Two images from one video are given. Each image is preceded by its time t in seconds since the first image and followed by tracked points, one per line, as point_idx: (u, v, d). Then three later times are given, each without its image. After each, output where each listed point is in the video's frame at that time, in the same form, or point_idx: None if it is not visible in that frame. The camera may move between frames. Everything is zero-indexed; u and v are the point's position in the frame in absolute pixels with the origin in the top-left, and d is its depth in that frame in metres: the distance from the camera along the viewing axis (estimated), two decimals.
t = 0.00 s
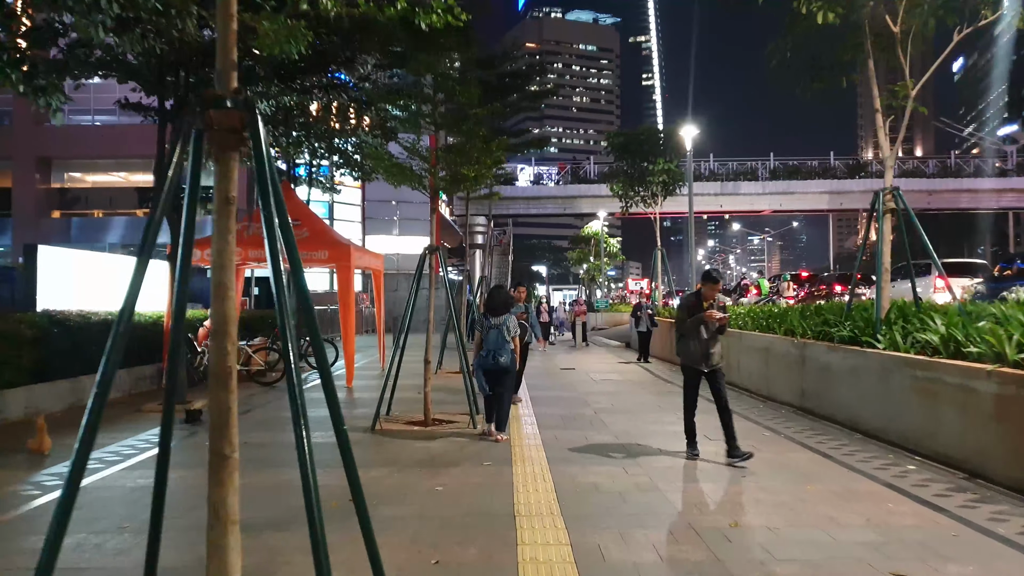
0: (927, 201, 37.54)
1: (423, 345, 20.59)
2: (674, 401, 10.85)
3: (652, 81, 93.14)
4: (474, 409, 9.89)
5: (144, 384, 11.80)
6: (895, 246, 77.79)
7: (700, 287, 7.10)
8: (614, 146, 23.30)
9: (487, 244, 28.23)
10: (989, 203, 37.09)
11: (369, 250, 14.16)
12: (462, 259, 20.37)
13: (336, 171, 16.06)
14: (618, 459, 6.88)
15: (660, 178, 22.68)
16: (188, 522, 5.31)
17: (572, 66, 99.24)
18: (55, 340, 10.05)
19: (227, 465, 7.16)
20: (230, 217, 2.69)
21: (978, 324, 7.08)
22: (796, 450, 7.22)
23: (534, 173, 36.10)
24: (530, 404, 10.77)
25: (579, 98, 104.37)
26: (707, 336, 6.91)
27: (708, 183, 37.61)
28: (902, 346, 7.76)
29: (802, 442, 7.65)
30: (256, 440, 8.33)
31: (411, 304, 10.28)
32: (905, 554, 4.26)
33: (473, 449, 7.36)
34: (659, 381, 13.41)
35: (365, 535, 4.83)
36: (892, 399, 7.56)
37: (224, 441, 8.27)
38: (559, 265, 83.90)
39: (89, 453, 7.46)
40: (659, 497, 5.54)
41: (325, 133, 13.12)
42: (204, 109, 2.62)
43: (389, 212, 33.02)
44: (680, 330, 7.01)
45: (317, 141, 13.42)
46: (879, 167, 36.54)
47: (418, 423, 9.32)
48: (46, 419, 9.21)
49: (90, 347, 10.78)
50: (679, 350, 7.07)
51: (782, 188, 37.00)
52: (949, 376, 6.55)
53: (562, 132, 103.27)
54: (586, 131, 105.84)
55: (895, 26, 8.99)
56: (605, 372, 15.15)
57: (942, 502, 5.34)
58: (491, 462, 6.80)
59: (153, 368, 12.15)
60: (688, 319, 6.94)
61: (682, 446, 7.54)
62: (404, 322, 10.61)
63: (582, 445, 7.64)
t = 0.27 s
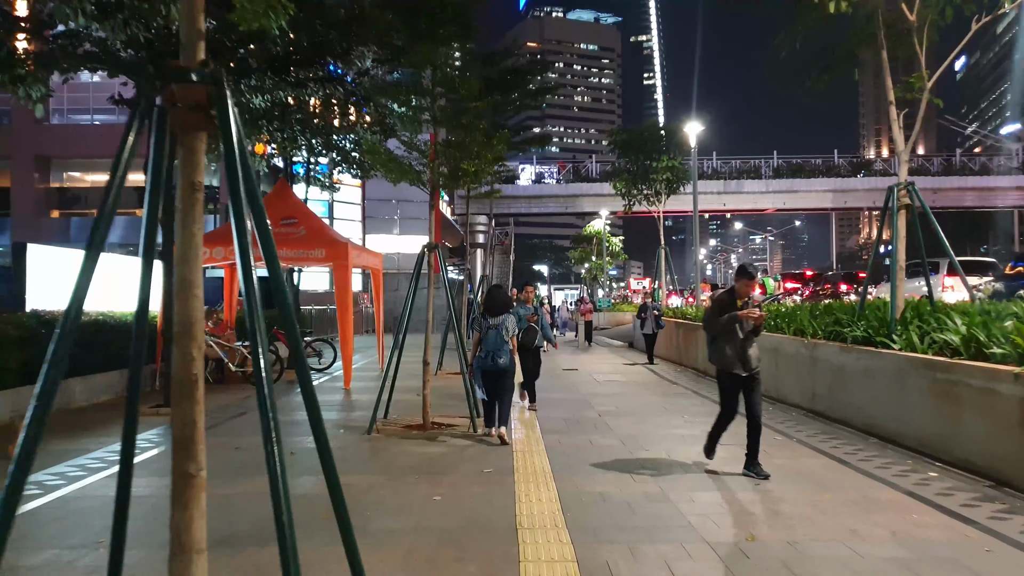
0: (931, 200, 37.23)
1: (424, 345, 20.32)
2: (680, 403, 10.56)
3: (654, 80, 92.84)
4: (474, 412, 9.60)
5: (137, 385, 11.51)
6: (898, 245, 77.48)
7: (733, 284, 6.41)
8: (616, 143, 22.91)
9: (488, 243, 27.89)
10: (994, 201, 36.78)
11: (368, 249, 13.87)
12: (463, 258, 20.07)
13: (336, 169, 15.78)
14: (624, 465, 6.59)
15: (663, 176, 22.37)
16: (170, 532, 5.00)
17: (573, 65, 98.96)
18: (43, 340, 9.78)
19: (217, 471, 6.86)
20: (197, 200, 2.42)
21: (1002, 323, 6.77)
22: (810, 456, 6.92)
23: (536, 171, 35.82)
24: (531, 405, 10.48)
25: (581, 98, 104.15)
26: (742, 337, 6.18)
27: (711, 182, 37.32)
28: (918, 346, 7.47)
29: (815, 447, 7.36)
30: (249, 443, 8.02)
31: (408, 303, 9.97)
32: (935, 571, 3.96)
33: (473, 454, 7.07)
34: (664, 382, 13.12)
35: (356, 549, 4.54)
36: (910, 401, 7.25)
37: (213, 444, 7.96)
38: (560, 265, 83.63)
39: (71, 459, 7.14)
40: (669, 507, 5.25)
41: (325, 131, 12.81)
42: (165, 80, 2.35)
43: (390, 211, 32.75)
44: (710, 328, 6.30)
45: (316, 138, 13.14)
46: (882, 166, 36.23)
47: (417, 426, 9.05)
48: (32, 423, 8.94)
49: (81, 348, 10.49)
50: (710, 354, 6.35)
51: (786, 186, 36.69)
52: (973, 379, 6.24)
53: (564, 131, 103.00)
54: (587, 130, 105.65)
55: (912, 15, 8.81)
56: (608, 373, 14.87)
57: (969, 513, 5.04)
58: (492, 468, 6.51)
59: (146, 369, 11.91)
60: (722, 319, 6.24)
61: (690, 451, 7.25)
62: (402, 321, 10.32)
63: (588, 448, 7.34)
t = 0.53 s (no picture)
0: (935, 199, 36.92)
1: (423, 345, 20.03)
2: (684, 404, 10.26)
3: (655, 80, 92.47)
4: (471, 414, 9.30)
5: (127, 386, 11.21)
6: (900, 244, 77.11)
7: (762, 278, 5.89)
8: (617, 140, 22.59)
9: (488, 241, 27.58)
10: (998, 200, 36.46)
11: (364, 247, 13.61)
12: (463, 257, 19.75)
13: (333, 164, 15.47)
14: (628, 469, 6.30)
15: (666, 172, 21.99)
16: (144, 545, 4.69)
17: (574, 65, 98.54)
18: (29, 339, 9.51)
19: (202, 475, 6.58)
20: (145, 173, 2.49)
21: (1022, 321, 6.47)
22: (822, 460, 6.62)
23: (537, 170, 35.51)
24: (530, 406, 10.18)
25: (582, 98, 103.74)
26: (773, 337, 5.70)
27: (714, 180, 37.00)
28: (933, 345, 7.19)
29: (825, 450, 7.08)
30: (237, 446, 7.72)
31: (404, 302, 9.68)
32: None
33: (469, 458, 6.78)
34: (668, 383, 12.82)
35: (343, 558, 4.27)
36: (924, 403, 6.96)
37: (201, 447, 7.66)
38: (561, 265, 83.20)
39: (50, 463, 6.85)
40: (676, 515, 4.96)
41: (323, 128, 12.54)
42: (110, 39, 2.45)
43: (389, 210, 32.44)
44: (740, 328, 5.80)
45: (312, 133, 12.84)
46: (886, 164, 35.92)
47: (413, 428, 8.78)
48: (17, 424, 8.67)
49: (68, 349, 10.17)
50: (739, 355, 5.85)
51: (788, 185, 36.37)
52: (994, 379, 5.94)
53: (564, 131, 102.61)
54: (589, 130, 105.23)
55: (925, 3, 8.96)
56: (610, 373, 14.58)
57: (994, 520, 4.75)
58: (489, 472, 6.22)
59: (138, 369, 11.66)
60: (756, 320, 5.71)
61: (697, 454, 6.95)
62: (398, 320, 10.03)
63: (589, 452, 7.05)
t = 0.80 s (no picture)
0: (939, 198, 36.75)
1: (421, 346, 19.72)
2: (688, 408, 9.93)
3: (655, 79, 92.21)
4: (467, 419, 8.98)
5: (116, 390, 10.81)
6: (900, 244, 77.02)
7: (793, 279, 5.12)
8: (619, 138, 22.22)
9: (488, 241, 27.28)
10: (1002, 199, 36.25)
11: (359, 246, 13.31)
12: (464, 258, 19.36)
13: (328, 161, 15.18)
14: (632, 479, 5.96)
15: (667, 170, 21.59)
16: (119, 560, 4.29)
17: (575, 65, 98.26)
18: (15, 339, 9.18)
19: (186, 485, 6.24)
20: (65, 148, 2.29)
21: None
22: (839, 468, 6.28)
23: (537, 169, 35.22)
24: (529, 410, 9.85)
25: (582, 97, 103.50)
26: (813, 346, 4.91)
27: (715, 179, 36.70)
28: (949, 347, 6.88)
29: (837, 456, 6.76)
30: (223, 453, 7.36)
31: (398, 302, 9.38)
32: None
33: (465, 466, 6.44)
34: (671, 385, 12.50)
35: None
36: (941, 409, 6.64)
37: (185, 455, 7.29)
38: (561, 264, 83.05)
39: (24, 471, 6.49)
40: (685, 530, 4.63)
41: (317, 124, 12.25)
42: None
43: (388, 209, 32.14)
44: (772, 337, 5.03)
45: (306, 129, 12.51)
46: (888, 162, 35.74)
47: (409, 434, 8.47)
48: None
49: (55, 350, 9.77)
50: (776, 370, 5.02)
51: (791, 183, 36.11)
52: (1018, 383, 5.64)
53: (565, 131, 102.34)
54: (589, 130, 104.99)
55: None
56: (612, 375, 14.27)
57: None
58: (482, 484, 5.86)
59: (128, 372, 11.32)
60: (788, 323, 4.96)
61: (703, 461, 6.63)
62: (392, 320, 9.72)
63: (591, 459, 6.72)
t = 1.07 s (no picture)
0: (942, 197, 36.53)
1: (419, 346, 19.42)
2: (692, 409, 9.60)
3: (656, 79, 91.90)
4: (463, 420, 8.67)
5: (103, 390, 10.46)
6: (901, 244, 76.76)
7: (846, 270, 4.55)
8: (621, 134, 21.88)
9: (488, 240, 26.97)
10: (1007, 198, 35.99)
11: (356, 244, 12.99)
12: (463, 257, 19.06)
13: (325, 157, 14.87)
14: (635, 486, 5.67)
15: (670, 168, 21.32)
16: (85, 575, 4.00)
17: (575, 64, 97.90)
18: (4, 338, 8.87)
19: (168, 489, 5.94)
20: None
21: None
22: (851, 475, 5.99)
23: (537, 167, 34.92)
24: (528, 412, 9.52)
25: (582, 97, 103.27)
26: (863, 349, 4.40)
27: (718, 178, 36.42)
28: (967, 348, 6.59)
29: (849, 462, 6.47)
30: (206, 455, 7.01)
31: (392, 300, 9.08)
32: None
33: (459, 472, 6.11)
34: (673, 386, 12.22)
35: None
36: (958, 413, 6.35)
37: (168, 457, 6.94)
38: (561, 264, 82.71)
39: None
40: (692, 544, 4.33)
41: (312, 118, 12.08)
42: None
43: (387, 207, 31.85)
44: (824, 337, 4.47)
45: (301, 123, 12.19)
46: (891, 161, 35.50)
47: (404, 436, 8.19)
48: None
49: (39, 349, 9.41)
50: (816, 369, 4.53)
51: (794, 182, 35.85)
52: None
53: (565, 130, 102.00)
54: (589, 129, 104.77)
55: None
56: (613, 376, 13.97)
57: None
58: (477, 492, 5.56)
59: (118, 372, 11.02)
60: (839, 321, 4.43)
61: (709, 467, 6.34)
62: (386, 318, 9.42)
63: (592, 464, 6.38)
